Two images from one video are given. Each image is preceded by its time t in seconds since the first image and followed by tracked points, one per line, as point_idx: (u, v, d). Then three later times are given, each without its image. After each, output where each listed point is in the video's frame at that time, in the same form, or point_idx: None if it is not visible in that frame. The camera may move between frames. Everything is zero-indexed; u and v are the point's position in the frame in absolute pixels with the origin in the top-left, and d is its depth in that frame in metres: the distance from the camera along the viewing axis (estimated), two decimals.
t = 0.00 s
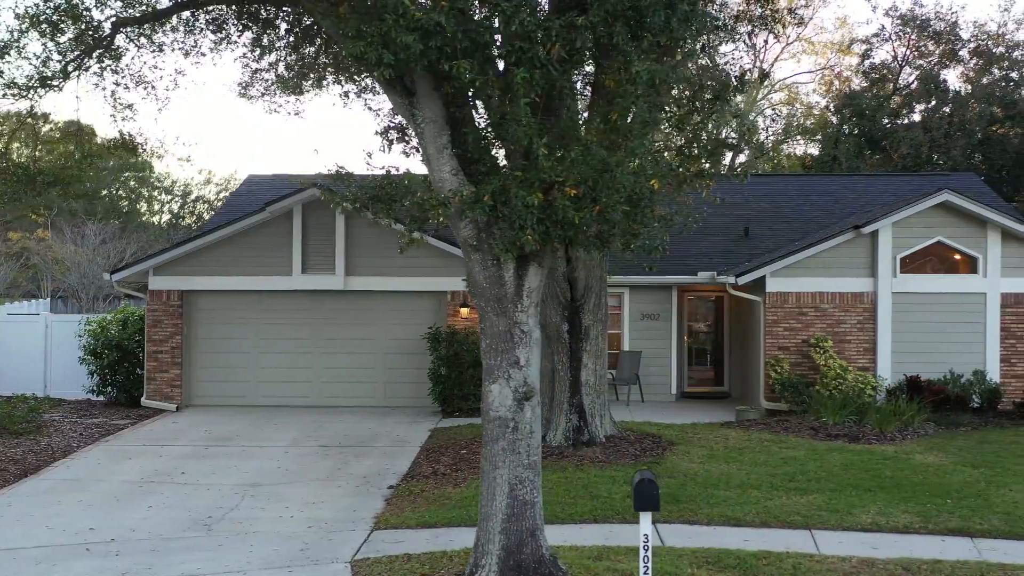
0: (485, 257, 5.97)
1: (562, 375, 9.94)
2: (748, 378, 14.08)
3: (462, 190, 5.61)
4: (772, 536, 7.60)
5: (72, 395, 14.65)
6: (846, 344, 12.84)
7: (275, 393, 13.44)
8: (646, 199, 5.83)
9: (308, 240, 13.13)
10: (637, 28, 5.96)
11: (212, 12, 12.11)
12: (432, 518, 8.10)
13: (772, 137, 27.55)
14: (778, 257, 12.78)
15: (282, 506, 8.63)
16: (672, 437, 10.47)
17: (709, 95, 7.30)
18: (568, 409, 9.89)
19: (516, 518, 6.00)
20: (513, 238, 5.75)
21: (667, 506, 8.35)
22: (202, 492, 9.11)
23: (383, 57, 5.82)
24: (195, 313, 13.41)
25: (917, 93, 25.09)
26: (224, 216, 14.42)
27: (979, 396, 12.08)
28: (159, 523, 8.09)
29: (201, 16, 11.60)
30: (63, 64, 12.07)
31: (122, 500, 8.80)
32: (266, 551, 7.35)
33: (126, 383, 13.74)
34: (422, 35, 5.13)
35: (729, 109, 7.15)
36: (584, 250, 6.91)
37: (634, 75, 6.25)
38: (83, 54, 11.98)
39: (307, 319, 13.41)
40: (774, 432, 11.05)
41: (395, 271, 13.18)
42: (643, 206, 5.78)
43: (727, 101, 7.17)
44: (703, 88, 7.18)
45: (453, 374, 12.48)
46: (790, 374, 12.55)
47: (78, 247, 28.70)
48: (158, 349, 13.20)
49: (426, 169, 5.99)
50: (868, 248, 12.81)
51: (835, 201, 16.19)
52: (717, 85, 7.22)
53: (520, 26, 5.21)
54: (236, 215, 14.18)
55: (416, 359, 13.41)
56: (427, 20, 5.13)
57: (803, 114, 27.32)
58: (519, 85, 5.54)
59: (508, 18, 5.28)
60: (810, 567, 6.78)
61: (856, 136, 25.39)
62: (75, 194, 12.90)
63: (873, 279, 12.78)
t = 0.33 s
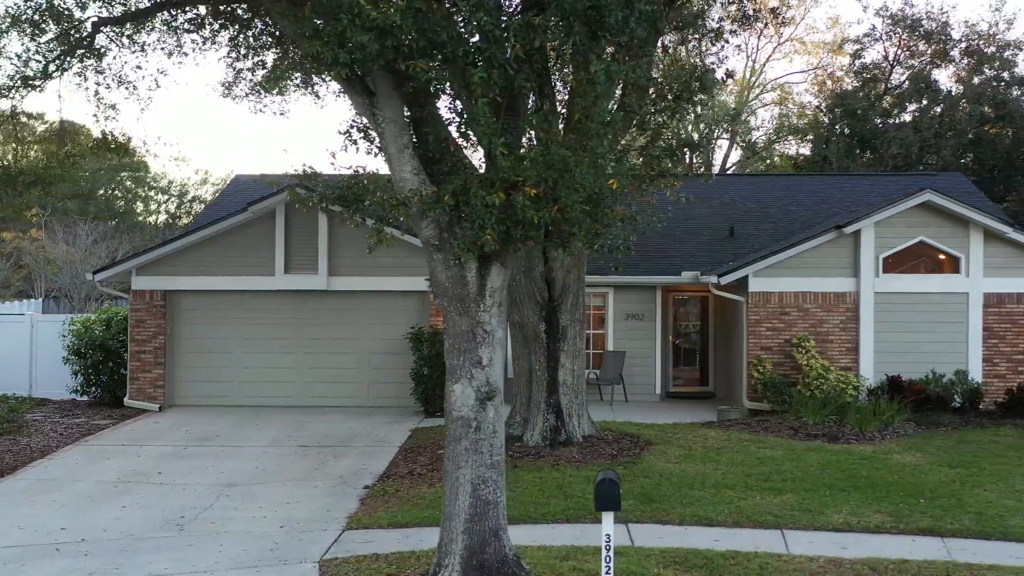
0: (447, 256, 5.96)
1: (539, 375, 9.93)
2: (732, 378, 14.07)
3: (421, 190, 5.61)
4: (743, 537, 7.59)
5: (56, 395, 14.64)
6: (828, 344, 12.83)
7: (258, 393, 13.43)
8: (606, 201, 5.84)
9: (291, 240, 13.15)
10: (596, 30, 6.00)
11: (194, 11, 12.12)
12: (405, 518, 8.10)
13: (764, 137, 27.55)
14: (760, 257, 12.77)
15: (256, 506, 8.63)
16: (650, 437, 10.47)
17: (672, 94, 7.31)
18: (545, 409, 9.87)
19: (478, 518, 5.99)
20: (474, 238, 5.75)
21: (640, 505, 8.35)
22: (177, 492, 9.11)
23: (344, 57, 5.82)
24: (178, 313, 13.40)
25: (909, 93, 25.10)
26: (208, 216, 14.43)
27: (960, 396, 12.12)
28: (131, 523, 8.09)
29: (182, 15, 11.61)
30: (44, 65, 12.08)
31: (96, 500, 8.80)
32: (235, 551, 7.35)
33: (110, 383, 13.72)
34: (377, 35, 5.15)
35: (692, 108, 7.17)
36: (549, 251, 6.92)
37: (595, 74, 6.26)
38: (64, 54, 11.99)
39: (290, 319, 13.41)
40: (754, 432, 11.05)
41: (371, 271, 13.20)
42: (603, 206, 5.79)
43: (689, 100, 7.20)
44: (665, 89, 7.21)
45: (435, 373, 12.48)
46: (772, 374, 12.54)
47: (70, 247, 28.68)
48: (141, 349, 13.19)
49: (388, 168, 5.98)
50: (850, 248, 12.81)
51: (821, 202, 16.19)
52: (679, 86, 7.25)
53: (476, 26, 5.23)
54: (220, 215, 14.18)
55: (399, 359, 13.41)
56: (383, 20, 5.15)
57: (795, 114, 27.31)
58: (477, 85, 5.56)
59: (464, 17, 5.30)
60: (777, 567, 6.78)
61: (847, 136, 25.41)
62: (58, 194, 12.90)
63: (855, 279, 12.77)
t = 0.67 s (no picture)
0: (408, 256, 5.95)
1: (516, 375, 9.95)
2: (716, 379, 14.07)
3: (381, 189, 5.61)
4: (712, 536, 7.59)
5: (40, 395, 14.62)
6: (810, 343, 12.83)
7: (241, 393, 13.43)
8: (566, 200, 5.86)
9: (274, 241, 13.19)
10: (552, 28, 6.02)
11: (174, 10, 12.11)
12: (376, 518, 8.09)
13: (756, 137, 27.57)
14: (742, 257, 12.77)
15: (230, 506, 8.62)
16: (628, 437, 10.47)
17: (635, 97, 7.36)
18: (523, 409, 9.90)
19: (439, 518, 5.99)
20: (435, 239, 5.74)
21: (612, 505, 8.34)
22: (152, 492, 9.10)
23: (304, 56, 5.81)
24: (162, 313, 13.39)
25: (900, 93, 25.12)
26: (190, 216, 14.42)
27: (941, 396, 12.17)
28: (102, 523, 8.09)
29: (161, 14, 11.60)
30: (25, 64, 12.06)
31: (70, 501, 8.79)
32: (203, 551, 7.35)
33: (94, 383, 13.70)
34: (333, 35, 5.16)
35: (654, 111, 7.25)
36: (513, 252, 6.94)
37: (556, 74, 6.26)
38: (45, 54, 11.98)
39: (272, 319, 13.40)
40: (733, 432, 11.05)
41: (354, 271, 13.22)
42: (563, 206, 5.80)
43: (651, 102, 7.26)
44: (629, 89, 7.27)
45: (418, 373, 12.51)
46: (754, 374, 12.53)
47: (62, 248, 28.71)
48: (123, 349, 13.17)
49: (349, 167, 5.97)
50: (833, 248, 12.81)
51: (807, 201, 16.19)
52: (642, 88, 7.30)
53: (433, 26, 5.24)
54: (203, 215, 14.17)
55: (382, 359, 13.43)
56: (337, 20, 5.16)
57: (787, 114, 27.34)
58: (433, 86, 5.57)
59: (419, 17, 5.30)
60: (743, 567, 6.77)
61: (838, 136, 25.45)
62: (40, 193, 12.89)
63: (838, 279, 12.78)
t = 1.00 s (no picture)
0: (369, 256, 5.95)
1: (492, 375, 9.95)
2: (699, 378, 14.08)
3: (338, 188, 5.60)
4: (681, 536, 7.58)
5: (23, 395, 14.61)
6: (792, 343, 12.83)
7: (224, 393, 13.43)
8: (524, 201, 5.86)
9: (256, 241, 13.20)
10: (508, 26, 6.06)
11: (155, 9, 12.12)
12: (346, 518, 8.08)
13: (747, 137, 27.58)
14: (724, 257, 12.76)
15: (203, 506, 8.62)
16: (605, 437, 10.46)
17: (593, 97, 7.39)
18: (498, 409, 9.91)
19: (401, 517, 5.98)
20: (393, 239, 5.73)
21: (583, 505, 8.33)
22: (126, 492, 9.10)
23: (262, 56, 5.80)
24: (145, 313, 13.39)
25: (891, 93, 25.15)
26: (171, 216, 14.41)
27: (922, 395, 12.19)
28: (72, 523, 8.08)
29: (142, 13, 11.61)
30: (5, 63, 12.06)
31: (42, 500, 8.79)
32: (172, 552, 7.34)
33: (77, 383, 13.71)
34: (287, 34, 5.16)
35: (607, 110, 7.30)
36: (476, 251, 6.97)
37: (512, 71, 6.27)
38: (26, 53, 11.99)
39: (254, 319, 13.41)
40: (712, 432, 11.05)
41: (336, 271, 13.23)
42: (522, 206, 5.81)
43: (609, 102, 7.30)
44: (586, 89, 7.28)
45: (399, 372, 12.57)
46: (736, 374, 12.54)
47: (53, 247, 28.75)
48: (106, 349, 13.17)
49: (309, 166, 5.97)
50: (814, 249, 12.81)
51: (793, 201, 16.19)
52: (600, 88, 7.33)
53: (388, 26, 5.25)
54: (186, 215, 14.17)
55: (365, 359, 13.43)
56: (291, 20, 5.16)
57: (779, 115, 27.36)
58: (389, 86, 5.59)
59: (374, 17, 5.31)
60: (708, 567, 6.76)
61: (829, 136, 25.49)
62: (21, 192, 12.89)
63: (819, 279, 12.77)
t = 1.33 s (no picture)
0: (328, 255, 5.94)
1: (467, 375, 9.95)
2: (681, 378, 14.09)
3: (296, 188, 5.58)
4: (650, 536, 7.58)
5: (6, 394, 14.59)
6: (773, 343, 12.83)
7: (206, 393, 13.43)
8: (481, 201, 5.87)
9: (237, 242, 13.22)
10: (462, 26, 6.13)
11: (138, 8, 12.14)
12: (316, 518, 8.08)
13: (738, 137, 27.58)
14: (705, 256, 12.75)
15: (174, 506, 8.61)
16: (582, 437, 10.46)
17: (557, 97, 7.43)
18: (473, 409, 9.93)
19: (361, 517, 5.98)
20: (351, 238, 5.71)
21: (555, 505, 8.32)
22: (99, 492, 9.08)
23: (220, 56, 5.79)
24: (127, 313, 13.37)
25: (881, 93, 25.17)
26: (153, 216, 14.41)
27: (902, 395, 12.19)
28: (42, 523, 8.07)
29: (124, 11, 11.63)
30: None
31: (14, 500, 8.77)
32: (139, 552, 7.33)
33: (59, 383, 13.71)
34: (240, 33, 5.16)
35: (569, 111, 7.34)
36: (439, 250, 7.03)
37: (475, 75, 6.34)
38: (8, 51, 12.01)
39: (236, 319, 13.41)
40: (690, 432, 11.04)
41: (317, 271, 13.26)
42: (479, 206, 5.81)
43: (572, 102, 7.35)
44: (550, 90, 7.32)
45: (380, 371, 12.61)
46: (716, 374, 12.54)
47: (44, 248, 28.83)
48: (87, 350, 13.17)
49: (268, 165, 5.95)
50: (795, 250, 12.81)
51: (778, 201, 16.19)
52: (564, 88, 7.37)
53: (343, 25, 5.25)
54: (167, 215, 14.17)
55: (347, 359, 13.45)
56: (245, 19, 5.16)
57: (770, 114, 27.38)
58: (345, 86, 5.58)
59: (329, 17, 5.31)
60: (672, 567, 6.75)
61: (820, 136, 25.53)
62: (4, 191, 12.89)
63: (800, 279, 12.77)
